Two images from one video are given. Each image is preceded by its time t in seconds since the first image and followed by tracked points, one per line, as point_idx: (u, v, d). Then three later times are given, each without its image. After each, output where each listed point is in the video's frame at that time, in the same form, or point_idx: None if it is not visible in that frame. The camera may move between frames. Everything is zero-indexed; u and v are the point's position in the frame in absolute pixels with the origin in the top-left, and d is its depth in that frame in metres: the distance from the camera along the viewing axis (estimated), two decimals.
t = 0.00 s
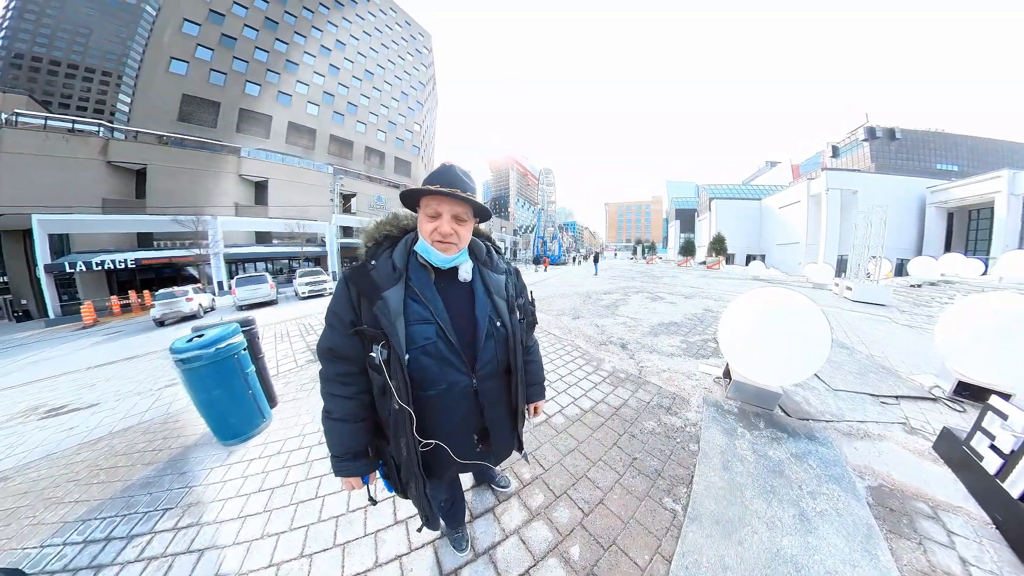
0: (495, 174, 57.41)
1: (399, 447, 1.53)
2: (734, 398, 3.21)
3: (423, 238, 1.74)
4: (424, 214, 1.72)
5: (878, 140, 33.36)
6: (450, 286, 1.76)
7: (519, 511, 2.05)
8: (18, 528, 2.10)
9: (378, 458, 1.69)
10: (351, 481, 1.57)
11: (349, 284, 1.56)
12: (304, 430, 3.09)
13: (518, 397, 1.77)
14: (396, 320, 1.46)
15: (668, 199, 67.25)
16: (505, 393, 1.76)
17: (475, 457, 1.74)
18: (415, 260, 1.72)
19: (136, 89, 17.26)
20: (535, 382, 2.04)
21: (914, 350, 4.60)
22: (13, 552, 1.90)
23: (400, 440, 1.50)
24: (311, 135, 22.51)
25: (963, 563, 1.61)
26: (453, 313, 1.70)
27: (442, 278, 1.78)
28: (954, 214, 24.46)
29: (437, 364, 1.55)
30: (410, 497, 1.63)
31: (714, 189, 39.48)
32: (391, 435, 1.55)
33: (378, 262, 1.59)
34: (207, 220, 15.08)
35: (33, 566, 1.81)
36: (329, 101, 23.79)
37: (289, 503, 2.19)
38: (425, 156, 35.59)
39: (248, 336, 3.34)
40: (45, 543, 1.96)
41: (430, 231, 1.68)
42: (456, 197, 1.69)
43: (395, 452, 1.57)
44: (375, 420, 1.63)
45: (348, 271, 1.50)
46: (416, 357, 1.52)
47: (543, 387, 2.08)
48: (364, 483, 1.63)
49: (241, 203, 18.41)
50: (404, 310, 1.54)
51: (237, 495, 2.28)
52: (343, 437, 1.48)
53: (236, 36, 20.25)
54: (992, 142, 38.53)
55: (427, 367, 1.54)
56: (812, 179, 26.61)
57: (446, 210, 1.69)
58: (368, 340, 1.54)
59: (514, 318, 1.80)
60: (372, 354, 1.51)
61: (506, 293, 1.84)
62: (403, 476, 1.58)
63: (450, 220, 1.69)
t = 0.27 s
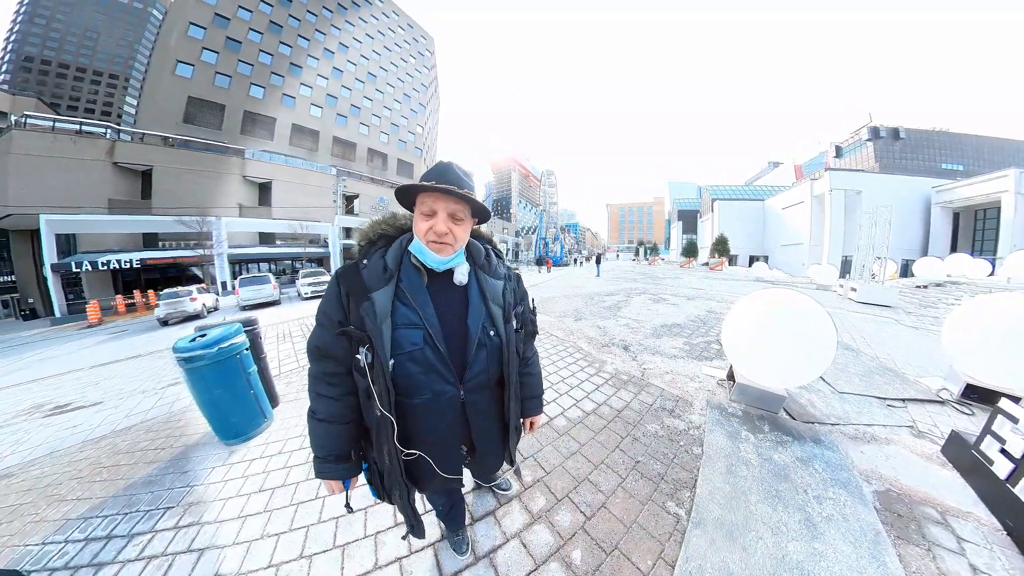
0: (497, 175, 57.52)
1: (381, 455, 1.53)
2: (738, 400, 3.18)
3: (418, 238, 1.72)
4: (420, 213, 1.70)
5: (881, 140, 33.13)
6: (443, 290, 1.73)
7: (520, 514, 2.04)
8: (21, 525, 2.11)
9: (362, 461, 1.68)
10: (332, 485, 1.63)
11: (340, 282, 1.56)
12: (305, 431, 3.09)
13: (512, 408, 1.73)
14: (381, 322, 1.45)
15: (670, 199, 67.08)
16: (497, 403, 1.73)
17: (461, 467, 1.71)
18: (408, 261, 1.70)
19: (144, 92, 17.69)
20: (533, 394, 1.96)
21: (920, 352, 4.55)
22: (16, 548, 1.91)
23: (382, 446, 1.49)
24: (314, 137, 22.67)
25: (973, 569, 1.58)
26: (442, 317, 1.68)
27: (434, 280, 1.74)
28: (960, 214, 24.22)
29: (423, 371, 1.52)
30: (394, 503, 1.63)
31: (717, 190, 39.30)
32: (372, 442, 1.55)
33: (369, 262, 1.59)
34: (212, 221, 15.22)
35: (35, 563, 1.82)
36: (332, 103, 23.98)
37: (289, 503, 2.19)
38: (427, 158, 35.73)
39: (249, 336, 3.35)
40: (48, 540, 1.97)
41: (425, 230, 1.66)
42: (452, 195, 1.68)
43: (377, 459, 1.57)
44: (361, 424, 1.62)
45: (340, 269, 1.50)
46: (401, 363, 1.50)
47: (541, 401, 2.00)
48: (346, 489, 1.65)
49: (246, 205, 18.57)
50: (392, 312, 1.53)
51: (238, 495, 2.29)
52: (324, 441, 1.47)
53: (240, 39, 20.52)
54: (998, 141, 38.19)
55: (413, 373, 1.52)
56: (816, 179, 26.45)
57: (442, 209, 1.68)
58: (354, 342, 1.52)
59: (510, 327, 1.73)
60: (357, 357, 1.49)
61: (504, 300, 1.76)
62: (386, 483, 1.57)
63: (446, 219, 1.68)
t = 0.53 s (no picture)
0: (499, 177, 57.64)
1: (371, 462, 1.51)
2: (739, 402, 3.16)
3: (408, 241, 1.72)
4: (410, 217, 1.72)
5: (885, 140, 32.92)
6: (433, 294, 1.73)
7: (520, 513, 2.04)
8: (29, 518, 2.15)
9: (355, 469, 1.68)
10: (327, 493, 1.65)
11: (326, 287, 1.54)
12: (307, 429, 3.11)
13: (505, 413, 1.72)
14: (371, 327, 1.45)
15: (672, 201, 66.90)
16: (490, 407, 1.73)
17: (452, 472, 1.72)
18: (396, 264, 1.70)
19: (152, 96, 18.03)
20: (527, 396, 1.95)
21: (924, 354, 4.51)
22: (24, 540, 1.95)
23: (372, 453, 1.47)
24: (318, 139, 22.85)
25: (975, 572, 1.57)
26: (432, 319, 1.68)
27: (422, 283, 1.75)
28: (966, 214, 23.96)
29: (413, 375, 1.53)
30: (383, 509, 1.62)
31: (719, 191, 39.14)
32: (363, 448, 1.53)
33: (357, 266, 1.59)
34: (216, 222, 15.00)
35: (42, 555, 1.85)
36: (336, 106, 24.18)
37: (292, 500, 2.21)
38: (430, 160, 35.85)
39: (254, 335, 3.38)
40: (55, 533, 2.00)
41: (416, 234, 1.67)
42: (443, 198, 1.69)
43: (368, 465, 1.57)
44: (352, 431, 1.61)
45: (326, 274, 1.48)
46: (390, 368, 1.50)
47: (534, 402, 1.98)
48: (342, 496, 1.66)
49: (250, 206, 18.73)
50: (381, 317, 1.52)
51: (241, 491, 2.31)
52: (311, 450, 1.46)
53: (246, 43, 20.83)
54: (1004, 140, 37.82)
55: (401, 378, 1.51)
56: (819, 179, 26.30)
57: (433, 213, 1.69)
58: (344, 348, 1.51)
59: (500, 329, 1.74)
60: (346, 363, 1.48)
61: (493, 302, 1.77)
62: (376, 490, 1.55)
63: (438, 224, 1.69)
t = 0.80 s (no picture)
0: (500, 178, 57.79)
1: (384, 480, 1.47)
2: (745, 405, 3.14)
3: (398, 242, 1.70)
4: (399, 217, 1.70)
5: (889, 139, 32.70)
6: (430, 296, 1.72)
7: (524, 519, 2.03)
8: (30, 518, 2.17)
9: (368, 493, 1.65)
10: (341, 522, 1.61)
11: (313, 300, 1.52)
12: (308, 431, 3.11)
13: (515, 407, 1.73)
14: (368, 337, 1.43)
15: (674, 202, 66.77)
16: (501, 406, 1.73)
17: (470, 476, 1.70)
18: (387, 268, 1.69)
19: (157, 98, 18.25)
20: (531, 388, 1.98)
21: (933, 356, 4.45)
22: (24, 541, 1.97)
23: (387, 470, 1.43)
24: (321, 141, 23.00)
25: None
26: (432, 322, 1.67)
27: (418, 287, 1.74)
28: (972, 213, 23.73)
29: (419, 382, 1.51)
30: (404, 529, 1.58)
31: (721, 191, 39.04)
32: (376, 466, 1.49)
33: (346, 274, 1.57)
34: (219, 222, 15.68)
35: (43, 556, 1.87)
36: (339, 108, 24.36)
37: (293, 503, 2.21)
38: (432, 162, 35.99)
39: (256, 337, 3.40)
40: (55, 534, 2.03)
41: (406, 234, 1.64)
42: (436, 195, 1.69)
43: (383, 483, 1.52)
44: (357, 452, 1.59)
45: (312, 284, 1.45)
46: (395, 377, 1.48)
47: (539, 394, 2.00)
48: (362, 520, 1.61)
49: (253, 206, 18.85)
50: (378, 326, 1.51)
51: (241, 493, 2.31)
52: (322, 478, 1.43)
53: (250, 45, 21.06)
54: (1010, 139, 37.46)
55: (407, 386, 1.50)
56: (822, 180, 26.18)
57: (423, 211, 1.69)
58: (340, 363, 1.48)
59: (502, 323, 1.76)
60: (346, 379, 1.46)
61: (492, 298, 1.80)
62: (394, 509, 1.52)
63: (429, 221, 1.68)
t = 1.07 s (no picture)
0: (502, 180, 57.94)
1: (413, 484, 1.50)
2: (750, 408, 3.13)
3: (416, 246, 1.71)
4: (416, 221, 1.71)
5: (893, 139, 32.46)
6: (447, 297, 1.73)
7: (529, 523, 2.04)
8: (35, 517, 2.21)
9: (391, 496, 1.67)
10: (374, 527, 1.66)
11: (332, 305, 1.52)
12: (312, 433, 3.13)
13: (531, 403, 1.76)
14: (393, 340, 1.42)
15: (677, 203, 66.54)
16: (519, 405, 1.74)
17: (492, 472, 1.71)
18: (405, 271, 1.69)
19: (163, 102, 18.48)
20: (542, 384, 2.05)
21: (940, 359, 4.41)
22: (29, 541, 2.01)
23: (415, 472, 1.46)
24: (324, 143, 23.17)
25: None
26: (451, 322, 1.68)
27: (436, 289, 1.74)
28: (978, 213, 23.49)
29: (444, 382, 1.51)
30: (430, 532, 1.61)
31: (724, 192, 38.89)
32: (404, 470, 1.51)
33: (364, 278, 1.56)
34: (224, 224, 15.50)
35: (47, 556, 1.91)
36: (342, 110, 24.54)
37: (296, 505, 2.22)
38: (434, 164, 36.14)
39: (260, 338, 3.42)
40: (60, 533, 2.06)
41: (425, 238, 1.66)
42: (453, 199, 1.69)
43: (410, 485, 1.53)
44: (379, 455, 1.60)
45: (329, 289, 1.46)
46: (421, 378, 1.48)
47: (549, 389, 2.08)
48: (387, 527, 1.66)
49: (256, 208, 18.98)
50: (401, 329, 1.50)
51: (244, 495, 2.33)
52: (348, 482, 1.42)
53: (254, 49, 21.32)
54: (1016, 138, 37.10)
55: (432, 386, 1.49)
56: (825, 180, 26.03)
57: (443, 216, 1.69)
58: (362, 367, 1.49)
59: (518, 321, 1.81)
60: (369, 384, 1.47)
61: (507, 298, 1.84)
62: (422, 512, 1.54)
63: (448, 226, 1.69)
